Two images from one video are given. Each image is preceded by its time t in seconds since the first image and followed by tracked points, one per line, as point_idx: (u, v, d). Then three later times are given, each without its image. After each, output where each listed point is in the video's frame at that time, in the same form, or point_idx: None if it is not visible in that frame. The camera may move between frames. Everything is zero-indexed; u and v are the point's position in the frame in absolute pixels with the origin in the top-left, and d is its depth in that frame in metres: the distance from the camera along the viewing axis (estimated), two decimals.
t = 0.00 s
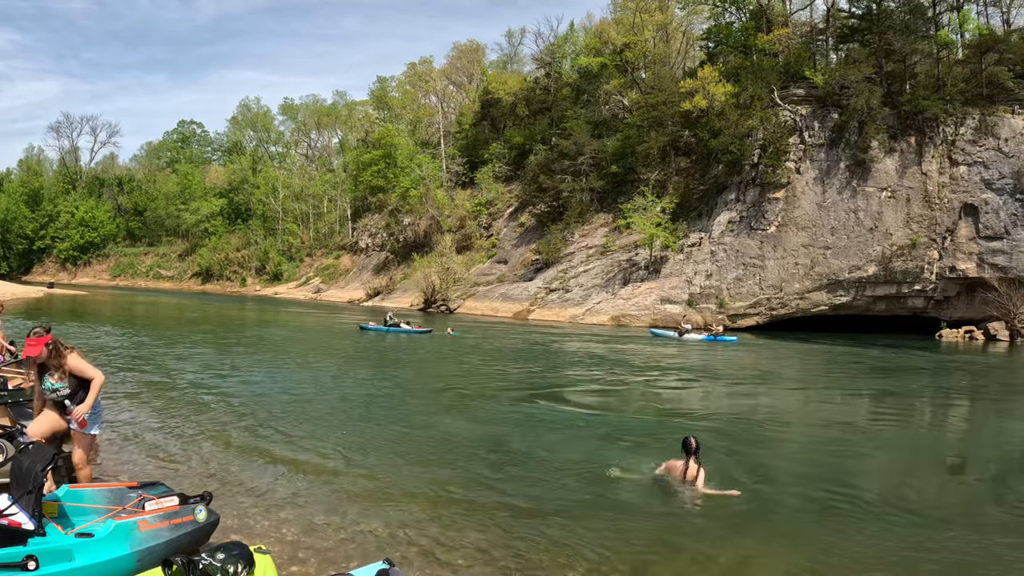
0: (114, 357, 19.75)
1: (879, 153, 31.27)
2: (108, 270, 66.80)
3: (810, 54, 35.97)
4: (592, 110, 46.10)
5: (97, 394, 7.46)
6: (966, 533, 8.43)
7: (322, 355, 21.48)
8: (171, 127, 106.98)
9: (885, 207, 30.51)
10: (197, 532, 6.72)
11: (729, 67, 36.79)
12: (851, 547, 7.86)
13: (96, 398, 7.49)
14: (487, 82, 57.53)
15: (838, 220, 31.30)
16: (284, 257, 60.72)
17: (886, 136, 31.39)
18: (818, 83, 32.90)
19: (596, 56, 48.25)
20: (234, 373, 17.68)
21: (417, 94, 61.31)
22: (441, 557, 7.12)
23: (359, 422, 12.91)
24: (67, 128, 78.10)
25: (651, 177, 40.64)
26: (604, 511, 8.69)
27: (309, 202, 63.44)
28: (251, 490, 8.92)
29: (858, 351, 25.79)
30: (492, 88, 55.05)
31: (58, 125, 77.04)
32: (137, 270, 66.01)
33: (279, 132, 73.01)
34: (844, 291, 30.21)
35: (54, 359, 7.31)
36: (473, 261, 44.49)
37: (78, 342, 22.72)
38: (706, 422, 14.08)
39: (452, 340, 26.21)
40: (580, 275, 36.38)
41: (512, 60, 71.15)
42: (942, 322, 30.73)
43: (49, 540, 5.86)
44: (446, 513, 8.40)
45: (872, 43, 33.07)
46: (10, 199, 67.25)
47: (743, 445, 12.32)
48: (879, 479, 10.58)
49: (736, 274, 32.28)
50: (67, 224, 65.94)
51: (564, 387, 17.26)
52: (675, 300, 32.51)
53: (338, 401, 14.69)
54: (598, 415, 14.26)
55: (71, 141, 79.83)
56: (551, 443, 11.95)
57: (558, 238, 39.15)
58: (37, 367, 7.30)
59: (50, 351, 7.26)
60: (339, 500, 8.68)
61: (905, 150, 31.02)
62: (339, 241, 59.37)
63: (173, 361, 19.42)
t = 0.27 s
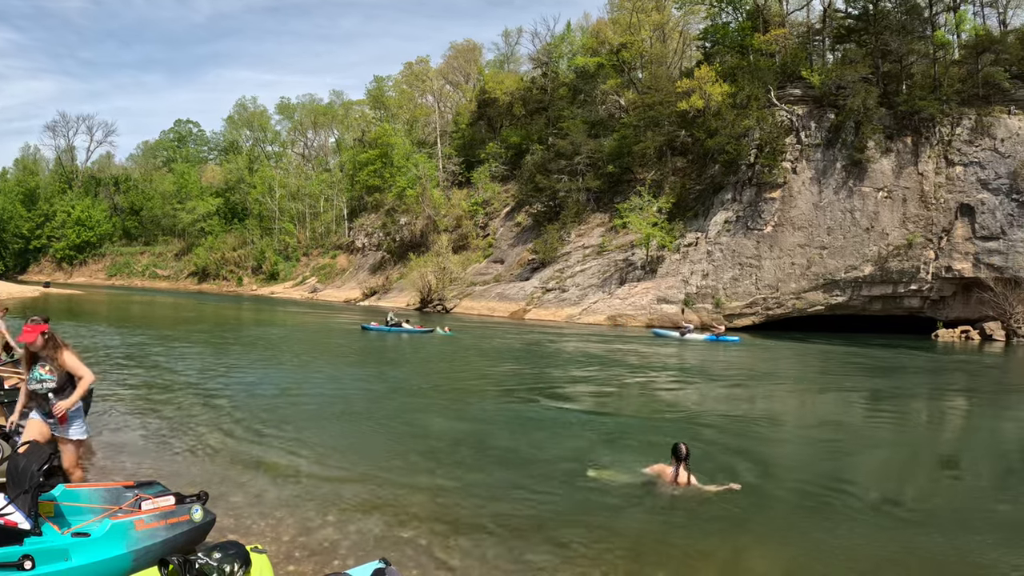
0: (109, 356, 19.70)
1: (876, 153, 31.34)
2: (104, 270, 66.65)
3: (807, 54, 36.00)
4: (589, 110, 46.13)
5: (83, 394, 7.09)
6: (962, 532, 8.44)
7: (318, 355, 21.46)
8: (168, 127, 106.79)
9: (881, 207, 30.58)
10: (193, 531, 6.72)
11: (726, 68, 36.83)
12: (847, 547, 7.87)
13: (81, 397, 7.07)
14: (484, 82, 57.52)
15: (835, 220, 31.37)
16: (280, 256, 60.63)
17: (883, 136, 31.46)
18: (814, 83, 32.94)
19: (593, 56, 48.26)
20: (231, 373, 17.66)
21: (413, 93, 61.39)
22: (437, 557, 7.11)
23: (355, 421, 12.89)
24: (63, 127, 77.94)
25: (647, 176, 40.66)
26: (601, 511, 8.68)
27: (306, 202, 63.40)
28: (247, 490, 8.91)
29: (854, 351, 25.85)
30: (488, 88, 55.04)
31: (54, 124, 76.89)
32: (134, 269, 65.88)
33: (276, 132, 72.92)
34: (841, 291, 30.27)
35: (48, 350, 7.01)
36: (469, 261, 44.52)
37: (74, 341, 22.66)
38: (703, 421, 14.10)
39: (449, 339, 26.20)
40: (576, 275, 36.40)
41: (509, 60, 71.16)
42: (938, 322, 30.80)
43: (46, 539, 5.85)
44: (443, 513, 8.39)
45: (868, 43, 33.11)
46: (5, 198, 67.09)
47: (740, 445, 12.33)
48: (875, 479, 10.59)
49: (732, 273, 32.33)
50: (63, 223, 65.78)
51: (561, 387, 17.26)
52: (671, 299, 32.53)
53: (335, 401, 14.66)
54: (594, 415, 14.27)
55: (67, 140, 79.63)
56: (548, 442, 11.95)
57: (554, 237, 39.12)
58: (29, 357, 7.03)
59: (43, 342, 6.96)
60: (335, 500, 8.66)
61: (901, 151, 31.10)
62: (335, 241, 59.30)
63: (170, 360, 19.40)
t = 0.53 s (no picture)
0: (104, 356, 19.63)
1: (872, 152, 31.42)
2: (99, 269, 66.44)
3: (803, 54, 36.04)
4: (585, 109, 46.17)
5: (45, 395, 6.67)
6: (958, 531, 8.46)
7: (314, 354, 21.43)
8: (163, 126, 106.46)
9: (877, 207, 30.68)
10: (188, 531, 6.69)
11: (722, 67, 36.86)
12: (842, 546, 7.89)
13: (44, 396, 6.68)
14: (480, 81, 57.50)
15: (831, 219, 31.45)
16: (276, 255, 60.50)
17: (879, 136, 31.53)
18: (810, 83, 32.99)
19: (589, 55, 48.24)
20: (226, 372, 17.63)
21: (410, 93, 61.27)
22: (433, 557, 7.10)
23: (351, 421, 12.88)
24: (58, 126, 77.71)
25: (643, 176, 40.68)
26: (597, 510, 8.69)
27: (302, 201, 63.30)
28: (243, 490, 8.89)
29: (850, 350, 25.91)
30: (484, 87, 55.02)
31: (49, 123, 76.63)
32: (129, 269, 65.69)
33: (272, 131, 72.77)
34: (837, 290, 30.36)
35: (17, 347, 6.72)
36: (465, 260, 44.53)
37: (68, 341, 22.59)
38: (699, 420, 14.11)
39: (445, 339, 26.19)
40: (572, 274, 36.42)
41: (505, 59, 71.15)
42: (934, 321, 30.90)
43: (41, 539, 5.85)
44: (438, 512, 8.38)
45: (864, 42, 33.13)
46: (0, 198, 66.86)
47: (736, 444, 12.34)
48: (871, 478, 10.61)
49: (728, 273, 32.38)
50: (58, 223, 65.55)
51: (557, 386, 17.26)
52: (667, 298, 32.54)
53: (331, 400, 14.65)
54: (590, 414, 14.28)
55: (62, 139, 79.35)
56: (544, 442, 11.96)
57: (550, 237, 39.13)
58: (1, 355, 6.77)
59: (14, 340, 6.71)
60: (332, 499, 8.66)
61: (897, 150, 31.17)
62: (331, 240, 59.19)
63: (165, 360, 19.34)
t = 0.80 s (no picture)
0: (100, 356, 19.60)
1: (868, 151, 31.48)
2: (96, 269, 66.28)
3: (799, 52, 36.06)
4: (581, 108, 46.17)
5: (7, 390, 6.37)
6: (954, 529, 8.49)
7: (311, 354, 21.43)
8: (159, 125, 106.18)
9: (874, 204, 30.75)
10: (187, 531, 6.67)
11: (718, 65, 36.86)
12: (839, 544, 7.91)
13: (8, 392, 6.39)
14: (476, 80, 57.47)
15: (827, 217, 31.49)
16: (273, 255, 60.40)
17: (875, 134, 31.59)
18: (807, 81, 33.03)
19: (585, 53, 48.19)
20: (224, 372, 17.61)
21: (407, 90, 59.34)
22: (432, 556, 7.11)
23: (349, 420, 12.87)
24: (54, 126, 77.50)
25: (640, 174, 40.70)
26: (595, 509, 8.70)
27: (298, 200, 63.20)
28: (241, 490, 8.89)
29: (847, 348, 25.97)
30: (481, 86, 54.98)
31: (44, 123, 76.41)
32: (126, 269, 65.55)
33: (268, 130, 72.61)
34: (833, 288, 30.42)
35: None
36: (462, 259, 44.54)
37: (64, 341, 22.55)
38: (696, 418, 14.14)
39: (442, 338, 26.19)
40: (569, 273, 36.43)
41: (501, 58, 71.13)
42: (931, 319, 30.98)
43: (38, 540, 5.83)
44: (436, 512, 8.38)
45: (861, 40, 33.13)
46: None
47: (733, 442, 12.37)
48: (868, 476, 10.64)
49: (725, 271, 32.42)
50: (54, 222, 65.36)
51: (554, 384, 17.28)
52: (664, 296, 32.56)
53: (328, 400, 14.65)
54: (588, 413, 14.29)
55: (58, 139, 79.11)
56: (542, 440, 11.97)
57: (547, 236, 39.13)
58: None
59: None
60: (330, 499, 8.66)
61: (894, 148, 31.23)
62: (328, 239, 59.10)
63: (161, 360, 19.32)
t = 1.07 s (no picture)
0: (97, 356, 19.57)
1: (865, 148, 31.51)
2: (93, 269, 66.17)
3: (795, 50, 36.05)
4: (578, 107, 46.16)
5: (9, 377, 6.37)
6: (952, 526, 8.51)
7: (309, 353, 21.42)
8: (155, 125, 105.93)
9: (871, 202, 30.79)
10: (185, 532, 6.67)
11: (715, 64, 36.86)
12: (837, 541, 7.92)
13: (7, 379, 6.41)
14: (473, 78, 57.41)
15: (824, 215, 31.52)
16: (270, 255, 60.32)
17: (872, 132, 31.62)
18: (803, 79, 33.03)
19: (582, 52, 48.11)
20: (221, 372, 17.59)
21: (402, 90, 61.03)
22: (431, 555, 7.11)
23: (347, 420, 12.86)
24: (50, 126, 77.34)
25: (636, 172, 40.72)
26: (593, 507, 8.70)
27: (295, 200, 63.12)
28: (240, 490, 8.88)
29: (844, 346, 26.03)
30: (477, 84, 54.92)
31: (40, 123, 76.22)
32: (123, 269, 65.44)
33: (265, 130, 72.47)
34: (831, 285, 30.48)
35: None
36: (459, 258, 44.53)
37: (61, 341, 22.51)
38: (694, 416, 14.16)
39: (440, 337, 26.18)
40: (566, 271, 36.44)
41: (498, 57, 71.08)
42: (928, 316, 31.07)
43: (36, 541, 5.81)
44: (435, 511, 8.38)
45: (857, 39, 33.06)
46: None
47: (731, 440, 12.37)
48: (866, 473, 10.66)
49: (722, 269, 32.47)
50: (51, 223, 65.23)
51: (552, 383, 17.28)
52: (662, 295, 32.57)
53: (326, 399, 14.64)
54: (586, 411, 14.30)
55: (55, 140, 78.96)
56: (540, 439, 11.98)
57: (544, 234, 39.13)
58: None
59: None
60: (329, 498, 8.66)
61: (890, 146, 31.26)
62: (325, 239, 59.02)
63: (159, 360, 19.30)
